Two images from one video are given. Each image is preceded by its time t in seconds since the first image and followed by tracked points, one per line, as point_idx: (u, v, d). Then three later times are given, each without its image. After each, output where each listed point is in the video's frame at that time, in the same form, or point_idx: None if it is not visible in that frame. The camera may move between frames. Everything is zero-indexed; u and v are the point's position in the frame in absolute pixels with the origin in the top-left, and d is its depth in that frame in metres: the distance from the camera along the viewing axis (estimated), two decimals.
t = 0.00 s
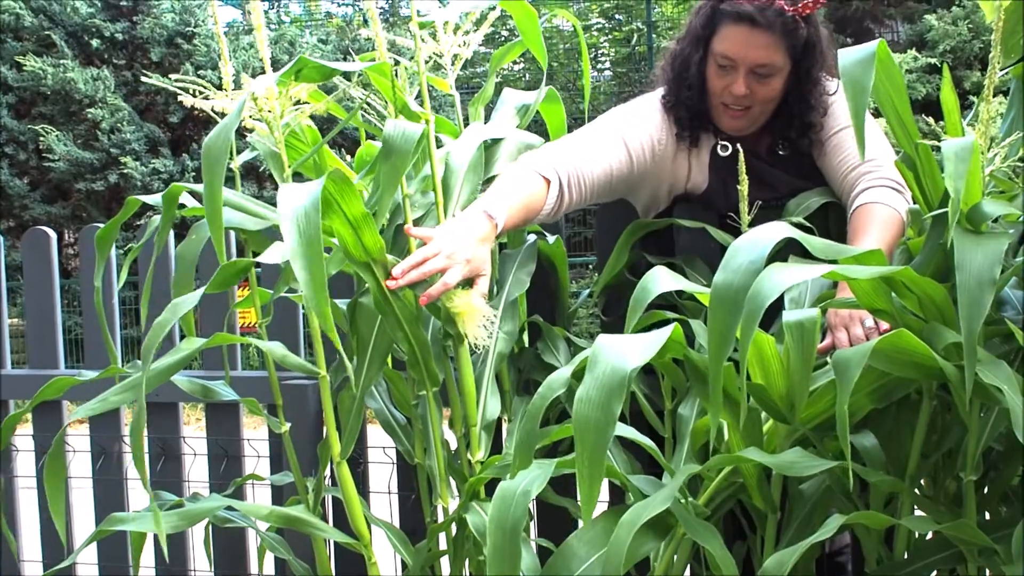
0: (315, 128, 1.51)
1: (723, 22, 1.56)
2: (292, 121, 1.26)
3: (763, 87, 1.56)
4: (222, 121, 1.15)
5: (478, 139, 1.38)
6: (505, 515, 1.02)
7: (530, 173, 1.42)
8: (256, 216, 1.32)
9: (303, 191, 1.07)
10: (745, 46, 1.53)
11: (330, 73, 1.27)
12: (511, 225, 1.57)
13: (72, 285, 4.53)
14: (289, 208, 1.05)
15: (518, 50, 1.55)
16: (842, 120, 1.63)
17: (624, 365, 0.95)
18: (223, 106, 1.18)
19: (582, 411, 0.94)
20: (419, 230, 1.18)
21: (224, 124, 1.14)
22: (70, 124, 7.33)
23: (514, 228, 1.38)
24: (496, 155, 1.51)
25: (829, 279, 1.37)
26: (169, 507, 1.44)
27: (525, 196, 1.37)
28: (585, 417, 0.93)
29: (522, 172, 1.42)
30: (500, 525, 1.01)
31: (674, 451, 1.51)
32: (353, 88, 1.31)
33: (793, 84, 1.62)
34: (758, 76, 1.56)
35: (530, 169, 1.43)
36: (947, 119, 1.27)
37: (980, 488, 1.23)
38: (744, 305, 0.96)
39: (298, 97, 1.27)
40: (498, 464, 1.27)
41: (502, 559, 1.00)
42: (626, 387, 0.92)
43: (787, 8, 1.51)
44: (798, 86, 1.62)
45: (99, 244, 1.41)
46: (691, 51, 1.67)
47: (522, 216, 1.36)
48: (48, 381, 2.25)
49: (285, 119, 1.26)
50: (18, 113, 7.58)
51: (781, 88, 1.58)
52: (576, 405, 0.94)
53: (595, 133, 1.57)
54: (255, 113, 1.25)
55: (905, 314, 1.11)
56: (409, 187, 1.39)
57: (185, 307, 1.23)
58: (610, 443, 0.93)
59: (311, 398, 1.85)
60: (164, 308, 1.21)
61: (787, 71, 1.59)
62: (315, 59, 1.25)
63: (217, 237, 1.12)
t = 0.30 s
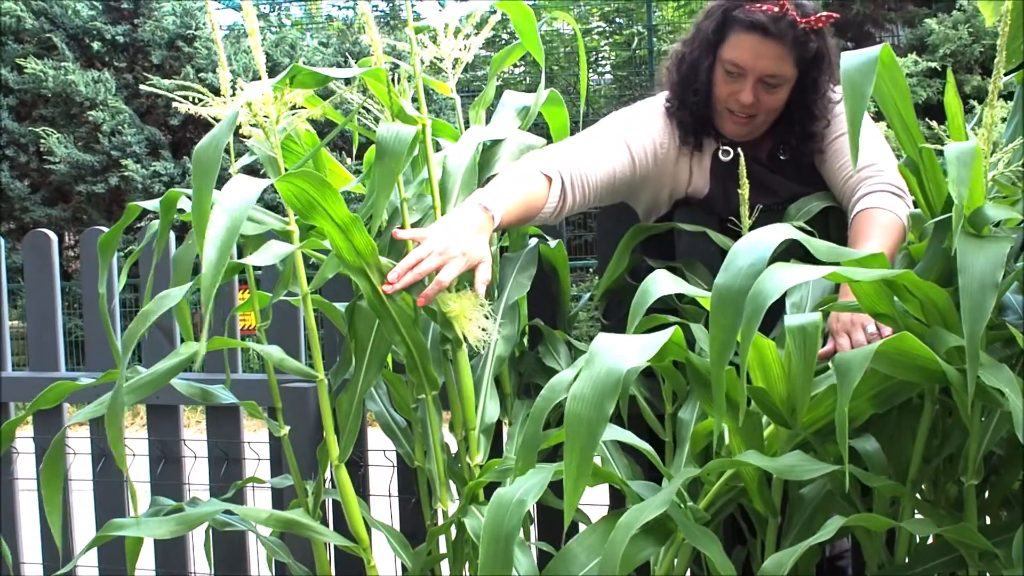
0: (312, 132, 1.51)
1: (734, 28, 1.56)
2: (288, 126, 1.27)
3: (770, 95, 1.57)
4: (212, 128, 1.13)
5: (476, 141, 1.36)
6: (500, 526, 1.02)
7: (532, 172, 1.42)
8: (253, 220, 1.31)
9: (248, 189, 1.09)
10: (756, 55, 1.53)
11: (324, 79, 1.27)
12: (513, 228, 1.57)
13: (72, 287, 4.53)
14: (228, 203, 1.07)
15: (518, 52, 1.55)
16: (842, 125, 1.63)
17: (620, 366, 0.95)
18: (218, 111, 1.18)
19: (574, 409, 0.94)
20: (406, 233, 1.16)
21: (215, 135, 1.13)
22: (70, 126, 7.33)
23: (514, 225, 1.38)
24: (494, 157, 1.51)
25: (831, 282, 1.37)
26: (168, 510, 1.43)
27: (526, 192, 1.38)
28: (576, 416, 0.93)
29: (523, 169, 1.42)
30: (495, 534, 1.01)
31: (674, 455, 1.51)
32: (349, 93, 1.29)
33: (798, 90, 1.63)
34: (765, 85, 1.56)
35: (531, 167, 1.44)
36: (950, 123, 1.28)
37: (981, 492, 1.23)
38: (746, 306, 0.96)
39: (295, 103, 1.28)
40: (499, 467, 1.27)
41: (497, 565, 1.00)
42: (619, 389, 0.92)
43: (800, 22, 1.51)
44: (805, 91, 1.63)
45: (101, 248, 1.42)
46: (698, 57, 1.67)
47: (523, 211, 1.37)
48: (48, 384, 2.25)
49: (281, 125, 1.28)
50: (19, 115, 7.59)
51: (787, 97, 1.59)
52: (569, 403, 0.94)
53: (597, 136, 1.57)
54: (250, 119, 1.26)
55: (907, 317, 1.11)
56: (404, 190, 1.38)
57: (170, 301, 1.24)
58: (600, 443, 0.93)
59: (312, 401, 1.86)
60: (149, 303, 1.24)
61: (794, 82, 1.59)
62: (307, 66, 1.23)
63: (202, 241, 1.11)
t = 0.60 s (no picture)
0: (317, 135, 1.51)
1: (728, 32, 1.57)
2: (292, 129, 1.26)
3: (768, 96, 1.57)
4: (218, 131, 1.14)
5: (479, 145, 1.39)
6: (507, 530, 1.02)
7: (537, 177, 1.42)
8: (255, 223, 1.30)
9: (259, 225, 1.05)
10: (750, 56, 1.54)
11: (329, 81, 1.27)
12: (514, 232, 1.57)
13: (73, 289, 4.54)
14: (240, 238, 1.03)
15: (521, 56, 1.55)
16: (845, 130, 1.64)
17: (624, 376, 0.96)
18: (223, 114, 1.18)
19: (583, 424, 0.94)
20: (409, 238, 1.16)
21: (218, 138, 1.13)
22: (71, 128, 7.34)
23: (520, 229, 1.38)
24: (499, 162, 1.51)
25: (832, 287, 1.37)
26: (170, 513, 1.43)
27: (531, 197, 1.38)
28: (586, 432, 0.93)
29: (527, 173, 1.42)
30: (502, 540, 1.01)
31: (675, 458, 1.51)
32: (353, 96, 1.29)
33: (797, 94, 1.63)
34: (763, 86, 1.56)
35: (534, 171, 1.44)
36: (952, 127, 1.28)
37: (982, 497, 1.24)
38: (754, 313, 0.96)
39: (299, 106, 1.27)
40: (502, 471, 1.27)
41: (506, 569, 1.00)
42: (626, 402, 0.93)
43: (792, 20, 1.53)
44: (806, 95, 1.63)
45: (104, 250, 1.42)
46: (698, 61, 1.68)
47: (528, 216, 1.37)
48: (49, 386, 2.25)
49: (286, 128, 1.26)
50: (21, 118, 7.60)
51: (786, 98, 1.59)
52: (578, 418, 0.94)
53: (602, 141, 1.57)
54: (255, 122, 1.25)
55: (908, 322, 1.11)
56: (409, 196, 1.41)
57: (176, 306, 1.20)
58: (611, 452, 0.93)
59: (313, 403, 1.86)
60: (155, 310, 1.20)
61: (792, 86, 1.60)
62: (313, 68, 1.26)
63: (207, 244, 1.10)
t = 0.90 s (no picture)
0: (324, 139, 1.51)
1: (721, 15, 1.63)
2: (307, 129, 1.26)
3: (769, 68, 1.60)
4: (230, 131, 1.14)
5: (489, 147, 1.40)
6: (528, 534, 1.03)
7: (541, 184, 1.42)
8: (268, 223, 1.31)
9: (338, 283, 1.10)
10: (746, 31, 1.59)
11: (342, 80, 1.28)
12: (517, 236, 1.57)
13: (75, 290, 4.55)
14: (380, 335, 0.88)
15: (523, 59, 1.54)
16: (845, 136, 1.64)
17: (635, 374, 0.95)
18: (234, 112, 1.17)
19: (593, 420, 0.94)
20: (414, 243, 1.15)
21: (233, 135, 1.13)
22: (73, 131, 7.36)
23: (524, 237, 1.38)
24: (505, 163, 1.50)
25: (836, 291, 1.37)
26: (173, 515, 1.43)
27: (536, 204, 1.38)
28: (596, 427, 0.94)
29: (531, 180, 1.42)
30: (523, 541, 1.03)
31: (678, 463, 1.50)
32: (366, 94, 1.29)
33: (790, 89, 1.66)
34: (764, 58, 1.60)
35: (538, 178, 1.44)
36: (956, 132, 1.28)
37: (985, 502, 1.23)
38: (755, 316, 0.96)
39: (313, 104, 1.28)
40: (510, 476, 1.27)
41: (526, 571, 1.01)
42: (638, 392, 0.93)
43: None
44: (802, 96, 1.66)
45: (106, 253, 1.42)
46: (700, 63, 1.69)
47: (532, 224, 1.36)
48: (52, 388, 2.25)
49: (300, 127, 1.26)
50: (23, 120, 7.61)
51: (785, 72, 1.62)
52: (587, 416, 0.94)
53: (605, 147, 1.57)
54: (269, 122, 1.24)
55: (912, 326, 1.12)
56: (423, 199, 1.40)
57: (205, 333, 1.15)
58: (621, 453, 0.93)
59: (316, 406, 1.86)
60: (184, 334, 1.14)
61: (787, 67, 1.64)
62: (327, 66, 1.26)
63: (222, 245, 1.13)
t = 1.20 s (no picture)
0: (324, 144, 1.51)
1: (701, 11, 1.67)
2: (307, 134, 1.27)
3: (754, 48, 1.62)
4: (245, 137, 1.14)
5: (484, 152, 1.40)
6: (544, 525, 1.04)
7: (537, 188, 1.42)
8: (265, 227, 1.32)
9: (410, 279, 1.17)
10: (728, 14, 1.62)
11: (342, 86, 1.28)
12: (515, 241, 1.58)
13: (73, 293, 4.56)
14: (510, 356, 1.02)
15: (522, 64, 1.55)
16: (841, 139, 1.63)
17: (641, 365, 0.96)
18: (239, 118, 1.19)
19: (598, 411, 0.94)
20: (403, 254, 1.17)
21: (249, 140, 1.13)
22: (71, 134, 7.36)
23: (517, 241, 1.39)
24: (501, 167, 1.51)
25: (834, 294, 1.37)
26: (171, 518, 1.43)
27: (530, 209, 1.38)
28: (601, 417, 0.94)
29: (526, 185, 1.42)
30: (540, 531, 1.03)
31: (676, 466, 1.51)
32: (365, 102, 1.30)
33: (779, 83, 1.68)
34: (749, 39, 1.62)
35: (532, 182, 1.44)
36: (953, 138, 1.28)
37: (982, 505, 1.24)
38: (751, 315, 0.96)
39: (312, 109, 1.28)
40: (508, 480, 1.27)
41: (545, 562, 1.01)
42: (642, 388, 0.93)
43: None
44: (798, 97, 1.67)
45: (106, 255, 1.42)
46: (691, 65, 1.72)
47: (525, 228, 1.37)
48: (49, 391, 2.25)
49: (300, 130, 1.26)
50: (21, 123, 7.60)
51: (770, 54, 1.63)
52: (592, 405, 0.95)
53: (601, 152, 1.58)
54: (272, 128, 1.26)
55: (910, 329, 1.11)
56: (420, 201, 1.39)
57: (207, 345, 1.12)
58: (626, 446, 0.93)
59: (314, 409, 1.86)
60: (187, 351, 1.12)
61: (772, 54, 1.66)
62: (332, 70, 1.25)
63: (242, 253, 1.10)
